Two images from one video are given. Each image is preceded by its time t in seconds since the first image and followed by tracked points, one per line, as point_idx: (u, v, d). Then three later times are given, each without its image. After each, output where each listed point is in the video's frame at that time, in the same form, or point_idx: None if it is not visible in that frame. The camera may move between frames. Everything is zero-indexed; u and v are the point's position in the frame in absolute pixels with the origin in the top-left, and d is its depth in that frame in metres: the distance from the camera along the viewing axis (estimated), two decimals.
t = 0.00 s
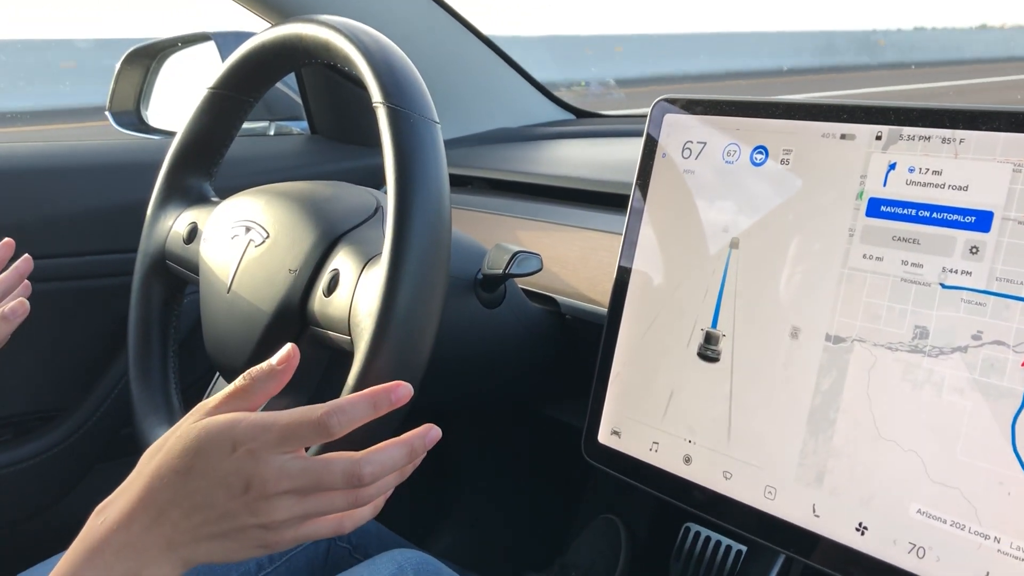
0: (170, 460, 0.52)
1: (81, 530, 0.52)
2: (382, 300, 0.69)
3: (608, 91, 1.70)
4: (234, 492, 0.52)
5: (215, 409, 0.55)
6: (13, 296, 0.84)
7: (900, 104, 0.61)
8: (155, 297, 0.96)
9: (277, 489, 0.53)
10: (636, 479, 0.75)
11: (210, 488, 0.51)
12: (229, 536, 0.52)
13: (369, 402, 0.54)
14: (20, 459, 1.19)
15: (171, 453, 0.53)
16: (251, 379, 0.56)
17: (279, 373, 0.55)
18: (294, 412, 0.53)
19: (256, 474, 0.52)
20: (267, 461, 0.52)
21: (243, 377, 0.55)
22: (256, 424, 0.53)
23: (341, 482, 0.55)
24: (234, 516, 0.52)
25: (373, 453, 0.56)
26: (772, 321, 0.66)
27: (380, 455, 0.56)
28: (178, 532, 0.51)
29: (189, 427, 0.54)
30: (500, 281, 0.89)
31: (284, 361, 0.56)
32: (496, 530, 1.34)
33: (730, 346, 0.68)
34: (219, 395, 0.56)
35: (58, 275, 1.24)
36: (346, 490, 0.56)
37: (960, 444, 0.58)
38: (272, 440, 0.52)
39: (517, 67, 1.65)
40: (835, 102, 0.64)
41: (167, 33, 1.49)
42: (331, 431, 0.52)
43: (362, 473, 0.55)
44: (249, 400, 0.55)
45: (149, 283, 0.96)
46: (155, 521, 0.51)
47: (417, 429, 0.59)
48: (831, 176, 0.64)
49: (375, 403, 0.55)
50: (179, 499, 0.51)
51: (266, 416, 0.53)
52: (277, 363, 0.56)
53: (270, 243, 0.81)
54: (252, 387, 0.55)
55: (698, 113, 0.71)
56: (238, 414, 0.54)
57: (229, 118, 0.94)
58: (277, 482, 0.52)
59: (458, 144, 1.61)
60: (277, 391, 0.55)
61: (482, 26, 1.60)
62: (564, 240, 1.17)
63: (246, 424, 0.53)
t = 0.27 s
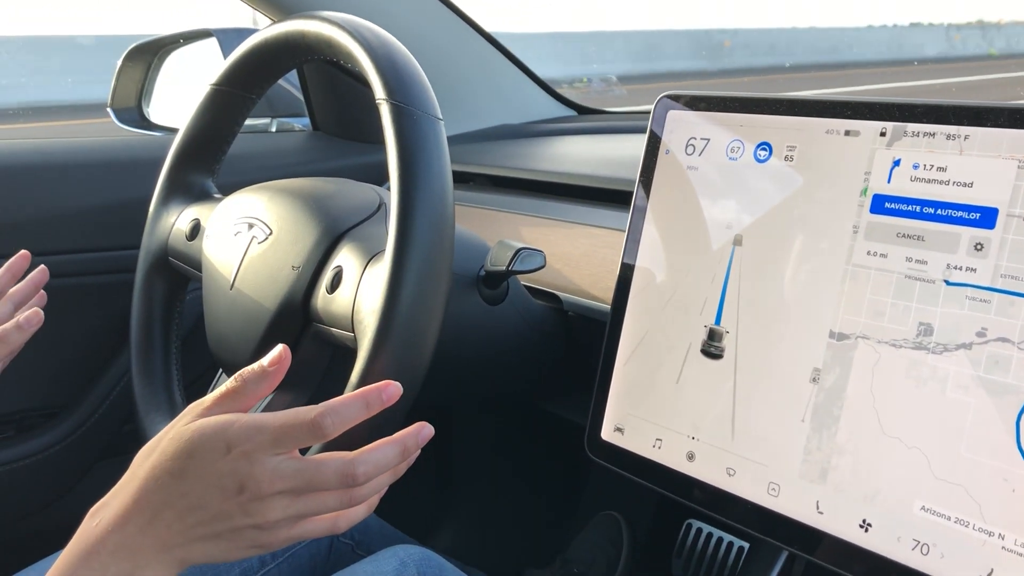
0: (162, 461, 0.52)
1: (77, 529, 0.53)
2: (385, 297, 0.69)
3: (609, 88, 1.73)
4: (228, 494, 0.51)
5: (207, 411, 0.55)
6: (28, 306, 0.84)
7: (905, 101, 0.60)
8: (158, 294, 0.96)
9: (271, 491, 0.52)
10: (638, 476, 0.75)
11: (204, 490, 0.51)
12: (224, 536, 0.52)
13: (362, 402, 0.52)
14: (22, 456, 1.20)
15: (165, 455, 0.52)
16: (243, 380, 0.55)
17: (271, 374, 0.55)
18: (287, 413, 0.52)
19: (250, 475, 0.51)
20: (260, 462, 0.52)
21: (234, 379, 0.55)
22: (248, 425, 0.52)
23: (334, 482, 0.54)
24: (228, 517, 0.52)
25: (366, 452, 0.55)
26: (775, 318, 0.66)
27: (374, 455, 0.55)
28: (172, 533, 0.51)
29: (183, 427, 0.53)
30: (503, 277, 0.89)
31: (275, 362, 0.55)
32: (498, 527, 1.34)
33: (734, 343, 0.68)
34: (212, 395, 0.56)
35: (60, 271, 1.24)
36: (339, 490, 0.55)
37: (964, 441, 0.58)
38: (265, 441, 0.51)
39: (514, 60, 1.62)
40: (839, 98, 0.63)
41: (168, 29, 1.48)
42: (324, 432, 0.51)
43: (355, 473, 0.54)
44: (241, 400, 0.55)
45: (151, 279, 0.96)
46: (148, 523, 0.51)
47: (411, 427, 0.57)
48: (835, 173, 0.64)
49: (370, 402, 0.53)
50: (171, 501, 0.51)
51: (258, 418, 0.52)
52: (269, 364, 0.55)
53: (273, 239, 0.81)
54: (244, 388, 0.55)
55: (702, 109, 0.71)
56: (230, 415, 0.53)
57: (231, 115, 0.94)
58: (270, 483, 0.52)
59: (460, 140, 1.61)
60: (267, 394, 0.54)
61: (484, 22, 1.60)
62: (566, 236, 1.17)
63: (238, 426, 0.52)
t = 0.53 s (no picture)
0: (161, 459, 0.52)
1: (76, 526, 0.53)
2: (385, 292, 0.69)
3: (611, 85, 1.71)
4: (226, 491, 0.52)
5: (203, 408, 0.55)
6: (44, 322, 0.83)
7: (905, 95, 0.60)
8: (158, 290, 0.96)
9: (268, 489, 0.53)
10: (639, 471, 0.75)
11: (202, 487, 0.52)
12: (222, 533, 0.53)
13: (358, 402, 0.54)
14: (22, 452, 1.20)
15: (163, 453, 0.53)
16: (240, 377, 0.56)
17: (268, 372, 0.56)
18: (284, 412, 0.53)
19: (247, 473, 0.52)
20: (258, 460, 0.52)
21: (231, 376, 0.56)
22: (246, 423, 0.53)
23: (332, 480, 0.55)
24: (227, 514, 0.52)
25: (364, 451, 0.56)
26: (776, 313, 0.66)
27: (371, 453, 0.56)
28: (170, 530, 0.52)
29: (180, 426, 0.54)
30: (503, 273, 0.89)
31: (273, 360, 0.56)
32: (498, 523, 1.34)
33: (734, 338, 0.68)
34: (208, 394, 0.56)
35: (60, 268, 1.24)
36: (337, 489, 0.55)
37: (965, 436, 0.58)
38: (262, 439, 0.52)
39: (518, 58, 1.66)
40: (840, 93, 0.63)
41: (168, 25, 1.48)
42: (320, 431, 0.52)
43: (353, 471, 0.55)
44: (237, 399, 0.56)
45: (151, 275, 0.96)
46: (148, 519, 0.51)
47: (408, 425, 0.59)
48: (836, 168, 0.64)
49: (366, 401, 0.54)
50: (171, 498, 0.52)
51: (256, 416, 0.53)
52: (266, 362, 0.56)
53: (273, 235, 0.81)
54: (240, 386, 0.56)
55: (703, 104, 0.71)
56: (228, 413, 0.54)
57: (231, 110, 0.94)
58: (268, 480, 0.52)
59: (460, 136, 1.61)
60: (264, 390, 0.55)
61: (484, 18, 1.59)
62: (566, 232, 1.17)
63: (236, 424, 0.53)
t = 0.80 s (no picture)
0: (149, 465, 0.52)
1: (75, 524, 0.54)
2: (383, 291, 0.70)
3: (610, 83, 1.72)
4: (213, 500, 0.52)
5: (192, 412, 0.55)
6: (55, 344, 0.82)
7: (900, 97, 0.61)
8: (158, 289, 0.96)
9: (254, 498, 0.53)
10: (636, 469, 0.75)
11: (190, 496, 0.52)
12: (213, 537, 0.53)
13: (338, 409, 0.55)
14: (24, 450, 1.20)
15: (150, 459, 0.52)
16: (227, 381, 0.55)
17: (257, 378, 0.55)
18: (266, 424, 0.52)
19: (233, 484, 0.52)
20: (243, 471, 0.52)
21: (218, 380, 0.55)
22: (230, 434, 0.52)
23: (318, 487, 0.56)
24: (216, 521, 0.53)
25: (348, 456, 0.57)
26: (771, 313, 0.67)
27: (354, 458, 0.58)
28: (164, 532, 0.52)
29: (166, 431, 0.53)
30: (501, 272, 0.90)
31: (262, 367, 0.55)
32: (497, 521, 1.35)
33: (730, 337, 0.69)
34: (197, 396, 0.56)
35: (60, 266, 1.24)
36: (324, 493, 0.56)
37: (957, 435, 0.58)
38: (246, 451, 0.52)
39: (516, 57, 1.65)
40: (835, 94, 0.64)
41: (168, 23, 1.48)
42: (304, 444, 0.52)
43: (339, 478, 0.56)
44: (224, 403, 0.55)
45: (152, 274, 0.96)
46: (142, 521, 0.52)
47: (388, 421, 0.61)
48: (831, 169, 0.64)
49: (346, 407, 0.56)
50: (161, 503, 0.52)
51: (239, 426, 0.52)
52: (255, 368, 0.55)
53: (272, 234, 0.81)
54: (228, 390, 0.55)
55: (699, 105, 0.72)
56: (212, 421, 0.53)
57: (231, 110, 0.94)
58: (254, 490, 0.53)
59: (459, 135, 1.61)
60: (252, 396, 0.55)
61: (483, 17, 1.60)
62: (564, 231, 1.17)
63: (220, 434, 0.52)
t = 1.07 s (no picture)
0: (157, 467, 0.52)
1: (80, 521, 0.53)
2: (388, 293, 0.70)
3: (612, 84, 1.71)
4: (219, 505, 0.52)
5: (199, 416, 0.54)
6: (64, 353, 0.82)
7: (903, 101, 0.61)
8: (162, 289, 0.97)
9: (261, 504, 0.53)
10: (639, 471, 0.75)
11: (197, 500, 0.52)
12: (219, 538, 0.53)
13: (344, 418, 0.56)
14: (27, 449, 1.21)
15: (159, 461, 0.52)
16: (237, 388, 0.54)
17: (269, 386, 0.55)
18: (274, 433, 0.53)
19: (240, 490, 0.52)
20: (250, 478, 0.52)
21: (228, 386, 0.54)
22: (238, 441, 0.52)
23: (323, 495, 0.56)
24: (223, 525, 0.53)
25: (352, 464, 0.58)
26: (774, 316, 0.67)
27: (359, 465, 0.58)
28: (172, 529, 0.52)
29: (175, 435, 0.53)
30: (505, 274, 0.90)
31: (274, 376, 0.55)
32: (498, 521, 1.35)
33: (733, 340, 0.69)
34: (204, 400, 0.55)
35: (64, 266, 1.24)
36: (329, 500, 0.57)
37: (961, 438, 0.58)
38: (254, 459, 0.52)
39: (516, 55, 1.65)
40: (839, 98, 0.64)
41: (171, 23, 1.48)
42: (312, 454, 0.53)
43: (344, 486, 0.57)
44: (233, 408, 0.55)
45: (156, 274, 0.97)
46: (150, 521, 0.52)
47: (386, 425, 0.61)
48: (835, 172, 0.64)
49: (353, 416, 0.57)
50: (168, 505, 0.52)
51: (249, 434, 0.52)
52: (267, 375, 0.55)
53: (277, 236, 0.82)
54: (237, 397, 0.54)
55: (702, 109, 0.72)
56: (221, 426, 0.53)
57: (235, 111, 0.95)
58: (261, 497, 0.53)
59: (461, 135, 1.62)
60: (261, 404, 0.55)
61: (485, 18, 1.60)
62: (567, 232, 1.17)
63: (228, 441, 0.52)
